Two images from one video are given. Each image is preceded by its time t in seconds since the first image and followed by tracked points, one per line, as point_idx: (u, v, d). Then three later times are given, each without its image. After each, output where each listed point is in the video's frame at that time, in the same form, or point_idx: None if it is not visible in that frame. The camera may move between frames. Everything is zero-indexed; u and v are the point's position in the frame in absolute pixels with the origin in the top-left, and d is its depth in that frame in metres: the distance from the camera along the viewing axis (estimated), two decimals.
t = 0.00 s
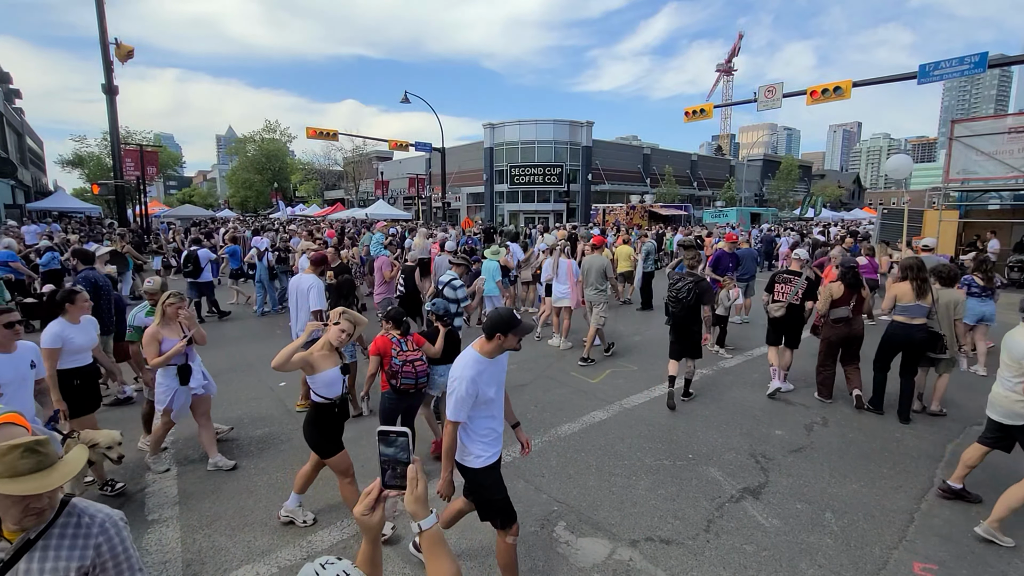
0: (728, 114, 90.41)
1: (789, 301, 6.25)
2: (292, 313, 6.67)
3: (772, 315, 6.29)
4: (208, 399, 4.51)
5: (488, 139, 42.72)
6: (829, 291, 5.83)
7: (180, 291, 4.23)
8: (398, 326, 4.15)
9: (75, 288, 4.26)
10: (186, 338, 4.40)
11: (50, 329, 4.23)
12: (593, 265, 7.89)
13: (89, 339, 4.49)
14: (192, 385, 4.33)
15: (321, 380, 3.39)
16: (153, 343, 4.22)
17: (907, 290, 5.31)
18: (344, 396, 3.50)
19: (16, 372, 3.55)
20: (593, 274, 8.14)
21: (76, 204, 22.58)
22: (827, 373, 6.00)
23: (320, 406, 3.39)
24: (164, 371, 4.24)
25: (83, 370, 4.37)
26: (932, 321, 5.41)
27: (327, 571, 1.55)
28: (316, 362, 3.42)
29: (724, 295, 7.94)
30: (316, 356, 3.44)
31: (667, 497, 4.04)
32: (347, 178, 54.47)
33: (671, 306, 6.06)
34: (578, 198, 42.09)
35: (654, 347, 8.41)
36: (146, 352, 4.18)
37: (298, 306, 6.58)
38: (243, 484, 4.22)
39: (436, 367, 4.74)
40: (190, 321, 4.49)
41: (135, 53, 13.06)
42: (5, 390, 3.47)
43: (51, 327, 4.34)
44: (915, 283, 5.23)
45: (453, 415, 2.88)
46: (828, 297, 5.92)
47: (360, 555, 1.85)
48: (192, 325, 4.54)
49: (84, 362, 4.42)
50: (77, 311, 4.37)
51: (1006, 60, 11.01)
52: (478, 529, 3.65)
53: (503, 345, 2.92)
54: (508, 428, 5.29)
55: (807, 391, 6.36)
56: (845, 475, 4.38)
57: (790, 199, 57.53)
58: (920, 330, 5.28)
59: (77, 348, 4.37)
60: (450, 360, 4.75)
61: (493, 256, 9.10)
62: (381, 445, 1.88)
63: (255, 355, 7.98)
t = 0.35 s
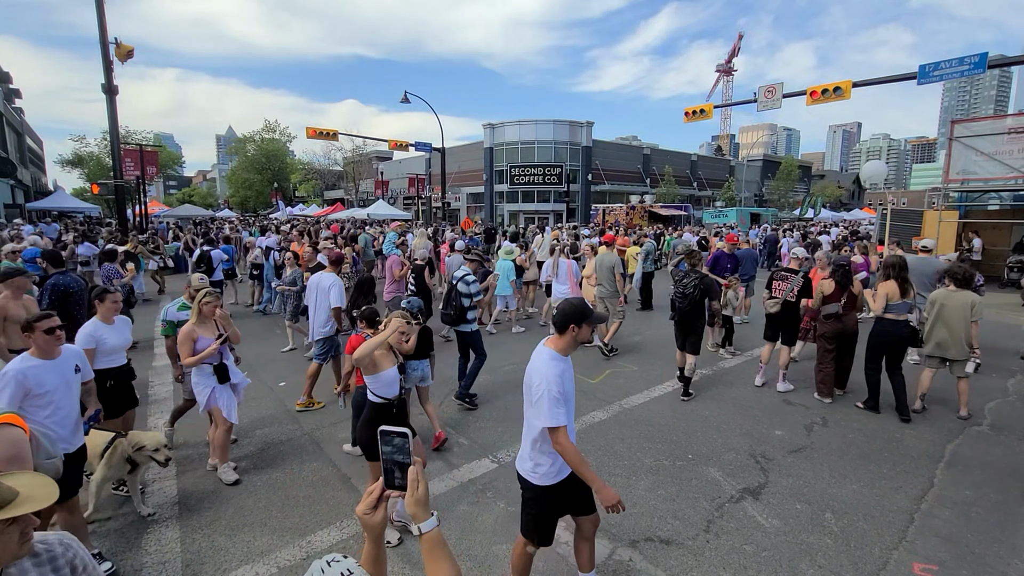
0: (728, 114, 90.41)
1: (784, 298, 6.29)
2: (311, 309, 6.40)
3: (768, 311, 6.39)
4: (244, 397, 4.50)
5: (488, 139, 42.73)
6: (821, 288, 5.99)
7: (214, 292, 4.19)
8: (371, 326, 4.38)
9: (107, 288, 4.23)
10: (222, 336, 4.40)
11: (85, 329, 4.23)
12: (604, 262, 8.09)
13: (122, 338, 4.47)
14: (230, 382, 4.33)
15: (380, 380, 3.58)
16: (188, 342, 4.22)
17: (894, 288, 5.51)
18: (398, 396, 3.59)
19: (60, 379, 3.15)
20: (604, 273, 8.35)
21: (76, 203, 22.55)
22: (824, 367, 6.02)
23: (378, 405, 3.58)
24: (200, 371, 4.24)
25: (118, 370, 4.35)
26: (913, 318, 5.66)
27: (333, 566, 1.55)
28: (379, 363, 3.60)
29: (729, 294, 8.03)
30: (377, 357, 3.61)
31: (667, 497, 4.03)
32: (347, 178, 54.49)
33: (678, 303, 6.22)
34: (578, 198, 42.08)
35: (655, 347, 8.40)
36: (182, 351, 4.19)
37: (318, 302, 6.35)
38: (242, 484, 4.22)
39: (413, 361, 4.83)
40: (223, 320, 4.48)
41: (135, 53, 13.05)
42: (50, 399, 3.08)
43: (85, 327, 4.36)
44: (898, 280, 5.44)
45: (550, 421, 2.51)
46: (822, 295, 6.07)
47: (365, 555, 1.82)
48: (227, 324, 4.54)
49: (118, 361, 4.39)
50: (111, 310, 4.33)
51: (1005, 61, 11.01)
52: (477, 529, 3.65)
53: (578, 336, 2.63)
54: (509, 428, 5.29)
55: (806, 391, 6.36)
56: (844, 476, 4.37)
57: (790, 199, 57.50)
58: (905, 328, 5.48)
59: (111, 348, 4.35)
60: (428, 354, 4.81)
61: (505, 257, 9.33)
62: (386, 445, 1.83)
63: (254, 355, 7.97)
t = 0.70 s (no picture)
0: (727, 114, 90.43)
1: (775, 297, 6.45)
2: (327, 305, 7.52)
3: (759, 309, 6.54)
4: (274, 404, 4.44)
5: (488, 139, 42.71)
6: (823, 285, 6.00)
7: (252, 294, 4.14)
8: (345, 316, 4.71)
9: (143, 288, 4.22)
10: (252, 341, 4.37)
11: (126, 324, 4.21)
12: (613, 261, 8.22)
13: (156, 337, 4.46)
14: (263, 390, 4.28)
15: (445, 387, 3.33)
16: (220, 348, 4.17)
17: (880, 287, 5.75)
18: (459, 402, 3.37)
19: (95, 376, 3.17)
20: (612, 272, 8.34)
21: (75, 203, 22.54)
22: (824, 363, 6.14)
23: (439, 415, 3.29)
24: (230, 376, 4.15)
25: (151, 368, 4.38)
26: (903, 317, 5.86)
27: (338, 564, 1.56)
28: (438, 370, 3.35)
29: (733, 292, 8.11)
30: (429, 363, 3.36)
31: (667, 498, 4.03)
32: (347, 178, 54.47)
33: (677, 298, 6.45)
34: (578, 197, 42.10)
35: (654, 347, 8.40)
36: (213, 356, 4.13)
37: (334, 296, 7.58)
38: (241, 484, 4.21)
39: (391, 353, 5.12)
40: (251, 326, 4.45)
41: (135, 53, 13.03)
42: (88, 398, 3.11)
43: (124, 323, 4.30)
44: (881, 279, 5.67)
45: (633, 434, 2.37)
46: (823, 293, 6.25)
47: (369, 555, 1.81)
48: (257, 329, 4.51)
49: (151, 359, 4.42)
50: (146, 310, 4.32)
51: (1005, 61, 11.01)
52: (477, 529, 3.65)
53: (657, 342, 2.55)
54: (509, 428, 5.29)
55: (806, 391, 6.36)
56: (844, 476, 4.37)
57: (790, 199, 57.50)
58: (893, 325, 5.67)
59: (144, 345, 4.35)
60: (403, 345, 5.19)
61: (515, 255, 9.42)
62: (392, 444, 1.82)
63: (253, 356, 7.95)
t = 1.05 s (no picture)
0: (727, 114, 90.46)
1: (768, 296, 6.49)
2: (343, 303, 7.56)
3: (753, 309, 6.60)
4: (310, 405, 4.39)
5: (488, 139, 42.69)
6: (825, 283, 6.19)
7: (285, 296, 4.09)
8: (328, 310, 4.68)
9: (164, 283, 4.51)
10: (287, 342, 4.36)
11: (158, 317, 4.68)
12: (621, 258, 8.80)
13: (186, 332, 4.88)
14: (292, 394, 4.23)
15: (505, 389, 3.13)
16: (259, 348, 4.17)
17: (870, 285, 5.81)
18: (519, 404, 3.20)
19: (152, 378, 3.13)
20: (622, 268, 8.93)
21: (73, 203, 22.48)
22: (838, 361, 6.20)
23: (501, 415, 3.17)
24: (265, 377, 4.15)
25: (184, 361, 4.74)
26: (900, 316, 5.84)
27: (342, 559, 1.59)
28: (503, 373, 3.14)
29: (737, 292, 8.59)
30: (488, 365, 3.19)
31: (667, 497, 4.03)
32: (347, 178, 54.44)
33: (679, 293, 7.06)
34: (578, 197, 42.10)
35: (655, 347, 8.39)
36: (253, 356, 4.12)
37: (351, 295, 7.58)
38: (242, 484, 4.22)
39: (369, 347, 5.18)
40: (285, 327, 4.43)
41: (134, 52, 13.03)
42: (143, 400, 3.06)
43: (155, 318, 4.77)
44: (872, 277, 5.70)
45: (701, 449, 2.30)
46: (823, 290, 6.37)
47: (372, 550, 1.82)
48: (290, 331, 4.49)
49: (183, 352, 4.83)
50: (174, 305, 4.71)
51: (1004, 61, 11.01)
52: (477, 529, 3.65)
53: (746, 356, 2.41)
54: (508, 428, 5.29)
55: (806, 391, 6.35)
56: (843, 476, 4.37)
57: (790, 199, 57.50)
58: (885, 323, 5.70)
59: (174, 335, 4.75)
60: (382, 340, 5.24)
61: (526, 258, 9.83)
62: (393, 441, 1.82)
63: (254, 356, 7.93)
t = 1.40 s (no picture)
0: (728, 114, 90.49)
1: (769, 295, 6.50)
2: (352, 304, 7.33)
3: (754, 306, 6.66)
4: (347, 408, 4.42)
5: (488, 138, 42.69)
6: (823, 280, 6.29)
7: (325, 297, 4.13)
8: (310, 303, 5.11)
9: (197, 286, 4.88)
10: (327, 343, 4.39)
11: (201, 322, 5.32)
12: (626, 258, 9.02)
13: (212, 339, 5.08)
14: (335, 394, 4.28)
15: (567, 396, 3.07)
16: (299, 350, 4.18)
17: (871, 283, 6.13)
18: (583, 411, 3.14)
19: (194, 380, 3.14)
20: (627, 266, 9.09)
21: (73, 203, 22.49)
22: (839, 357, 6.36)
23: (566, 424, 3.09)
24: (309, 380, 4.15)
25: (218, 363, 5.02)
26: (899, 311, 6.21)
27: (344, 556, 1.62)
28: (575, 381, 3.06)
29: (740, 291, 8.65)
30: (560, 376, 3.05)
31: (666, 497, 4.03)
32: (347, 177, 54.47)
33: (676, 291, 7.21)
34: (578, 197, 42.12)
35: (655, 347, 8.38)
36: (294, 359, 4.14)
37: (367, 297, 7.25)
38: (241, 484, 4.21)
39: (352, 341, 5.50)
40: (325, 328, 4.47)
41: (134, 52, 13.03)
42: (185, 401, 3.07)
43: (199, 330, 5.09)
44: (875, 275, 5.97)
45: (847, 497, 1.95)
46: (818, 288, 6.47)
47: (374, 545, 1.81)
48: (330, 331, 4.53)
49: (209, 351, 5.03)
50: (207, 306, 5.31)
51: (1005, 61, 11.01)
52: (476, 529, 3.65)
53: (864, 378, 2.10)
54: (508, 427, 5.29)
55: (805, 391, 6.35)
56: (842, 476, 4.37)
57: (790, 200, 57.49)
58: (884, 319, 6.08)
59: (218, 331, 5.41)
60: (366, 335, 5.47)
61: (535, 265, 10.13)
62: (393, 437, 1.83)
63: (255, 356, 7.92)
